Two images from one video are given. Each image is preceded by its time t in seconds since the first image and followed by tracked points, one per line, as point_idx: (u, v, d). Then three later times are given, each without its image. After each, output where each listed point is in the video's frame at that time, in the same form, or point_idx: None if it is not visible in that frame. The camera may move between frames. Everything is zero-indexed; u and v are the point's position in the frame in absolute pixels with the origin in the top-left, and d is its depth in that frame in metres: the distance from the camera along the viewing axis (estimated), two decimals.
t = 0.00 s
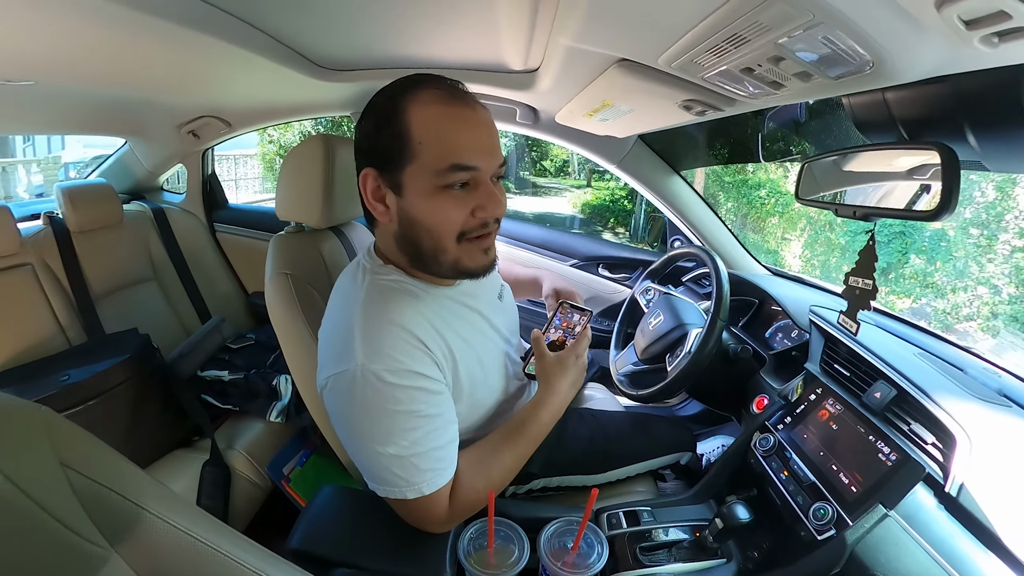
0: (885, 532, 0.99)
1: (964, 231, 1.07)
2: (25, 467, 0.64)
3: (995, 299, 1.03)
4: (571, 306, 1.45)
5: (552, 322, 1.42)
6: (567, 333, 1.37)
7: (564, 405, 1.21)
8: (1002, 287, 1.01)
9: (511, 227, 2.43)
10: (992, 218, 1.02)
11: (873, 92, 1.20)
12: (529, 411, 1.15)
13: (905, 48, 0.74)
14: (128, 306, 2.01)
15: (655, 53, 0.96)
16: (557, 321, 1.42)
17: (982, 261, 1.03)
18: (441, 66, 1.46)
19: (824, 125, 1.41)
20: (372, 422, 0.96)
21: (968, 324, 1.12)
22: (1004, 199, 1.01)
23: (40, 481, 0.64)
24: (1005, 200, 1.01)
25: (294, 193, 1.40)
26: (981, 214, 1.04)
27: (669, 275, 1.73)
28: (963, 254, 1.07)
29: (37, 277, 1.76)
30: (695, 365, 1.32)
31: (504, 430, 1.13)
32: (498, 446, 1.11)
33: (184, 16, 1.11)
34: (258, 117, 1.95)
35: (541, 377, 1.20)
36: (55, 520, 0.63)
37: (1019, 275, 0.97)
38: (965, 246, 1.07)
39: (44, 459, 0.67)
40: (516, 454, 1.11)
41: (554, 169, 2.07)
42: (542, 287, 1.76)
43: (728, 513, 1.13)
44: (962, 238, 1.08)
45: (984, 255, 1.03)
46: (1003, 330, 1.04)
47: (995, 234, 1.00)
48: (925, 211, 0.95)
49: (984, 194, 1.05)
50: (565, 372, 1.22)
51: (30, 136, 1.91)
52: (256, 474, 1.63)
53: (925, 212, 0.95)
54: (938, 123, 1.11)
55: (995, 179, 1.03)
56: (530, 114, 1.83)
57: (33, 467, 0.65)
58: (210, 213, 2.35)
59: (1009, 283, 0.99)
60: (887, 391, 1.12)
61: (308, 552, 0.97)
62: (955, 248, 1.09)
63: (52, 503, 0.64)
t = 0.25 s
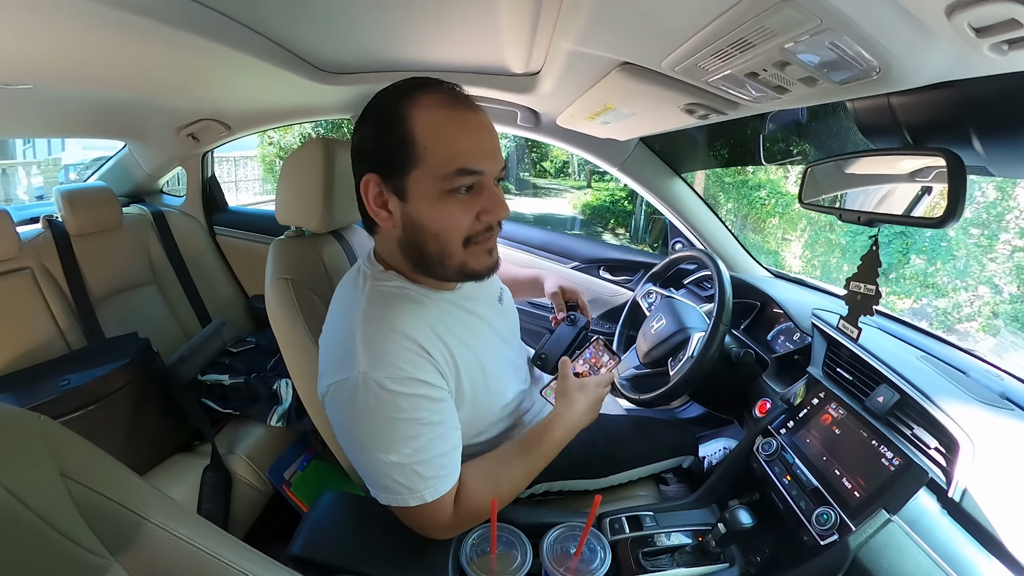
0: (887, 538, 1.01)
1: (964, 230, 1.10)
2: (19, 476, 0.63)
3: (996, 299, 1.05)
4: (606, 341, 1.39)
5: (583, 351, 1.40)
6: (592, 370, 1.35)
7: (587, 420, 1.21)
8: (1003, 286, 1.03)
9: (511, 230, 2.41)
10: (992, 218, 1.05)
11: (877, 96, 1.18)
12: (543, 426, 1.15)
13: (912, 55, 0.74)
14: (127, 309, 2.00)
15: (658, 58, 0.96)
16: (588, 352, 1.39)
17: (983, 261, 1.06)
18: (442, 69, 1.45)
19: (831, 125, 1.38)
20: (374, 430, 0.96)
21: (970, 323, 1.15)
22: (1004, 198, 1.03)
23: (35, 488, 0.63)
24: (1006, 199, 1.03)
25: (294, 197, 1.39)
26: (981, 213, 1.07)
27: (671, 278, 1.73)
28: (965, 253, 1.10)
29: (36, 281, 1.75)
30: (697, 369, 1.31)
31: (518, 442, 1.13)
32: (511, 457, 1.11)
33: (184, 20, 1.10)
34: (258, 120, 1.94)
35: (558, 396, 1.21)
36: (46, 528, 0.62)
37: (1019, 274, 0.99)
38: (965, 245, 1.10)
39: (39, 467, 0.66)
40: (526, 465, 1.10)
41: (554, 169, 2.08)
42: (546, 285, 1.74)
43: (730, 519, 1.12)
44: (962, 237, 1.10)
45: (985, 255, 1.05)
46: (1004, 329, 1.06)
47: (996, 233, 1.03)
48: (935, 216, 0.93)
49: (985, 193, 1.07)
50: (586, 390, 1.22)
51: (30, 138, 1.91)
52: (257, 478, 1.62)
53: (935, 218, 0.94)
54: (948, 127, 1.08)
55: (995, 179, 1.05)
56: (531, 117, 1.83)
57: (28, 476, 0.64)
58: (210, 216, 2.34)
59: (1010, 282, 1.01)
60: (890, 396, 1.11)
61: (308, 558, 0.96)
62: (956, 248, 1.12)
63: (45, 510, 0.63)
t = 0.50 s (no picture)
0: (889, 538, 0.99)
1: (964, 231, 1.12)
2: (27, 483, 0.63)
3: (997, 299, 1.07)
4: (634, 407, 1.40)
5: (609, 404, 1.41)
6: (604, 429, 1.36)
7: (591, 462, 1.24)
8: (1004, 287, 1.04)
9: (512, 233, 2.41)
10: (993, 219, 1.07)
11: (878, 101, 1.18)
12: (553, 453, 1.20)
13: (916, 64, 0.75)
14: (128, 311, 2.00)
15: (663, 63, 0.96)
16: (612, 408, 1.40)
17: (984, 261, 1.07)
18: (445, 73, 1.45)
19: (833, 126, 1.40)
20: (382, 432, 0.96)
21: (970, 323, 1.16)
22: (1004, 199, 1.05)
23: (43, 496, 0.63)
24: (1006, 200, 1.05)
25: (296, 200, 1.39)
26: (982, 214, 1.09)
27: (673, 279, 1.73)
28: (965, 254, 1.11)
29: (38, 284, 1.75)
30: (700, 372, 1.32)
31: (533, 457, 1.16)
32: (528, 469, 1.14)
33: (190, 23, 1.10)
34: (260, 124, 1.94)
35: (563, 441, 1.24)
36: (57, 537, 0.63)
37: (1020, 275, 1.01)
38: (966, 246, 1.11)
39: (48, 475, 0.66)
40: (541, 477, 1.14)
41: (554, 171, 2.09)
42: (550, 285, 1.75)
43: (734, 519, 1.13)
44: (963, 238, 1.12)
45: (986, 255, 1.07)
46: (1005, 330, 1.08)
47: (996, 234, 1.05)
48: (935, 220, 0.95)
49: (985, 194, 1.08)
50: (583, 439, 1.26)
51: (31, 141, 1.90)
52: (260, 482, 1.62)
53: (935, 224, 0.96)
54: (945, 134, 1.09)
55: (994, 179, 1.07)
56: (534, 120, 1.84)
57: (36, 483, 0.64)
58: (211, 219, 2.34)
59: (1010, 282, 1.03)
60: (891, 398, 1.12)
61: (315, 560, 0.97)
62: (956, 249, 1.13)
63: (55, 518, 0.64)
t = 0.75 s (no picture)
0: (889, 545, 0.99)
1: (964, 232, 1.11)
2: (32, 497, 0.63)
3: (997, 299, 1.07)
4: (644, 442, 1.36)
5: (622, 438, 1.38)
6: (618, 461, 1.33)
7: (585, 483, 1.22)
8: (1004, 288, 1.04)
9: (511, 236, 2.41)
10: (992, 219, 1.07)
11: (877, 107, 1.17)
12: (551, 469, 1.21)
13: (918, 72, 0.74)
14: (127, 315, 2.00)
15: (660, 69, 0.96)
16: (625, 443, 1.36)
17: (983, 262, 1.07)
18: (443, 78, 1.45)
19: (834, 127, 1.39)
20: (375, 440, 0.96)
21: (970, 324, 1.16)
22: (1003, 200, 1.05)
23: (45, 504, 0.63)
24: (1006, 200, 1.05)
25: (294, 207, 1.39)
26: (981, 214, 1.09)
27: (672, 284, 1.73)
28: (965, 255, 1.11)
29: (37, 289, 1.75)
30: (699, 377, 1.32)
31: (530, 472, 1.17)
32: (523, 480, 1.15)
33: (188, 32, 1.10)
34: (259, 127, 1.94)
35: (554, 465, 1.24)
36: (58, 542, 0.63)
37: (1020, 275, 1.01)
38: (966, 247, 1.11)
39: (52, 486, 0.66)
40: (540, 490, 1.15)
41: (554, 173, 2.08)
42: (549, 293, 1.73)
43: (733, 526, 1.11)
44: (963, 240, 1.12)
45: (986, 256, 1.07)
46: (1004, 330, 1.07)
47: (996, 235, 1.05)
48: (933, 229, 0.93)
49: (985, 195, 1.08)
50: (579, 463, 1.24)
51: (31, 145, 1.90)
52: (258, 487, 1.62)
53: (935, 231, 0.93)
54: (945, 140, 1.08)
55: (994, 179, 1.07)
56: (531, 125, 1.84)
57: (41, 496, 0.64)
58: (210, 223, 2.35)
59: (1011, 284, 1.03)
60: (891, 403, 1.12)
61: (310, 565, 0.96)
62: (956, 250, 1.13)
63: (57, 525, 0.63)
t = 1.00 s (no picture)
0: (886, 550, 0.99)
1: (964, 232, 1.09)
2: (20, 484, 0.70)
3: (997, 299, 1.04)
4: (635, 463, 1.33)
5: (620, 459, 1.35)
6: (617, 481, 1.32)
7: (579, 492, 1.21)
8: (1003, 288, 1.02)
9: (509, 237, 2.40)
10: (991, 220, 1.04)
11: (870, 101, 1.15)
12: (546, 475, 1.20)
13: (908, 60, 0.74)
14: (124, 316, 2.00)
15: (648, 65, 0.95)
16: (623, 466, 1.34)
17: (982, 263, 1.05)
18: (435, 78, 1.45)
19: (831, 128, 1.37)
20: (359, 442, 0.95)
21: (970, 325, 1.13)
22: (1003, 201, 1.02)
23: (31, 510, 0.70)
24: (1005, 200, 1.02)
25: (285, 207, 1.39)
26: (980, 215, 1.06)
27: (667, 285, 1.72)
28: (964, 255, 1.09)
29: (33, 289, 1.76)
30: (694, 379, 1.30)
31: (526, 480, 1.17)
32: (517, 487, 1.14)
33: (181, 35, 1.10)
34: (255, 128, 1.95)
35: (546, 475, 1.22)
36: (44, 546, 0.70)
37: (1020, 276, 0.99)
38: (965, 248, 1.09)
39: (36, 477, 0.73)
40: (535, 500, 1.14)
41: (553, 175, 2.07)
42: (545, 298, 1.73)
43: (727, 530, 1.08)
44: (961, 241, 1.09)
45: (984, 257, 1.05)
46: (1003, 331, 1.06)
47: (995, 235, 1.03)
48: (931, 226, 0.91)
49: (983, 195, 1.05)
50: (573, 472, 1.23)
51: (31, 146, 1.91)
52: (252, 487, 1.62)
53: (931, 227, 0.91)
54: (941, 134, 1.06)
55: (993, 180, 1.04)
56: (524, 125, 1.83)
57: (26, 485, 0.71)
58: (205, 225, 2.36)
59: (1010, 285, 1.01)
60: (888, 405, 1.10)
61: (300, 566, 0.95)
62: (954, 251, 1.11)
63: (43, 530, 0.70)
